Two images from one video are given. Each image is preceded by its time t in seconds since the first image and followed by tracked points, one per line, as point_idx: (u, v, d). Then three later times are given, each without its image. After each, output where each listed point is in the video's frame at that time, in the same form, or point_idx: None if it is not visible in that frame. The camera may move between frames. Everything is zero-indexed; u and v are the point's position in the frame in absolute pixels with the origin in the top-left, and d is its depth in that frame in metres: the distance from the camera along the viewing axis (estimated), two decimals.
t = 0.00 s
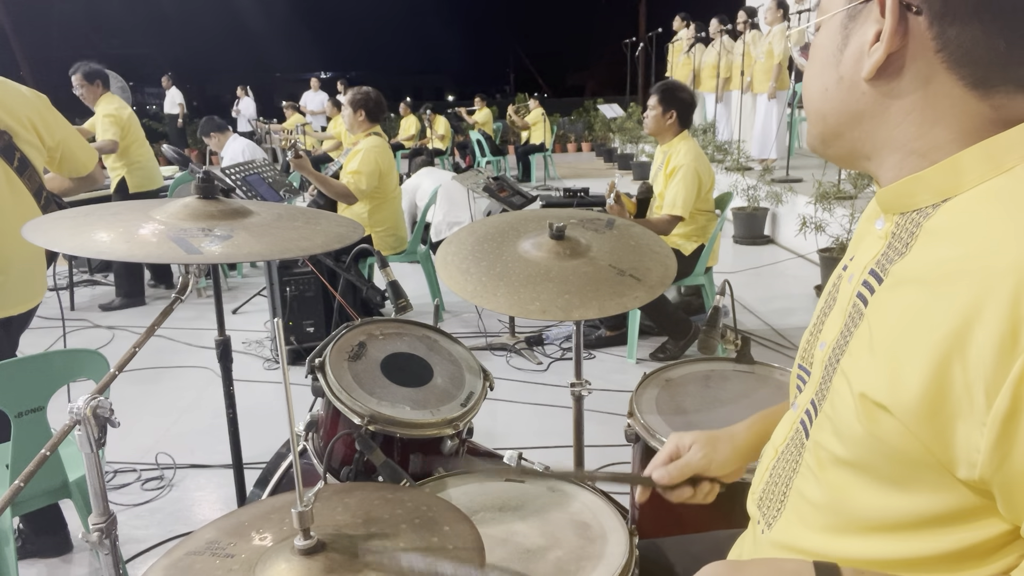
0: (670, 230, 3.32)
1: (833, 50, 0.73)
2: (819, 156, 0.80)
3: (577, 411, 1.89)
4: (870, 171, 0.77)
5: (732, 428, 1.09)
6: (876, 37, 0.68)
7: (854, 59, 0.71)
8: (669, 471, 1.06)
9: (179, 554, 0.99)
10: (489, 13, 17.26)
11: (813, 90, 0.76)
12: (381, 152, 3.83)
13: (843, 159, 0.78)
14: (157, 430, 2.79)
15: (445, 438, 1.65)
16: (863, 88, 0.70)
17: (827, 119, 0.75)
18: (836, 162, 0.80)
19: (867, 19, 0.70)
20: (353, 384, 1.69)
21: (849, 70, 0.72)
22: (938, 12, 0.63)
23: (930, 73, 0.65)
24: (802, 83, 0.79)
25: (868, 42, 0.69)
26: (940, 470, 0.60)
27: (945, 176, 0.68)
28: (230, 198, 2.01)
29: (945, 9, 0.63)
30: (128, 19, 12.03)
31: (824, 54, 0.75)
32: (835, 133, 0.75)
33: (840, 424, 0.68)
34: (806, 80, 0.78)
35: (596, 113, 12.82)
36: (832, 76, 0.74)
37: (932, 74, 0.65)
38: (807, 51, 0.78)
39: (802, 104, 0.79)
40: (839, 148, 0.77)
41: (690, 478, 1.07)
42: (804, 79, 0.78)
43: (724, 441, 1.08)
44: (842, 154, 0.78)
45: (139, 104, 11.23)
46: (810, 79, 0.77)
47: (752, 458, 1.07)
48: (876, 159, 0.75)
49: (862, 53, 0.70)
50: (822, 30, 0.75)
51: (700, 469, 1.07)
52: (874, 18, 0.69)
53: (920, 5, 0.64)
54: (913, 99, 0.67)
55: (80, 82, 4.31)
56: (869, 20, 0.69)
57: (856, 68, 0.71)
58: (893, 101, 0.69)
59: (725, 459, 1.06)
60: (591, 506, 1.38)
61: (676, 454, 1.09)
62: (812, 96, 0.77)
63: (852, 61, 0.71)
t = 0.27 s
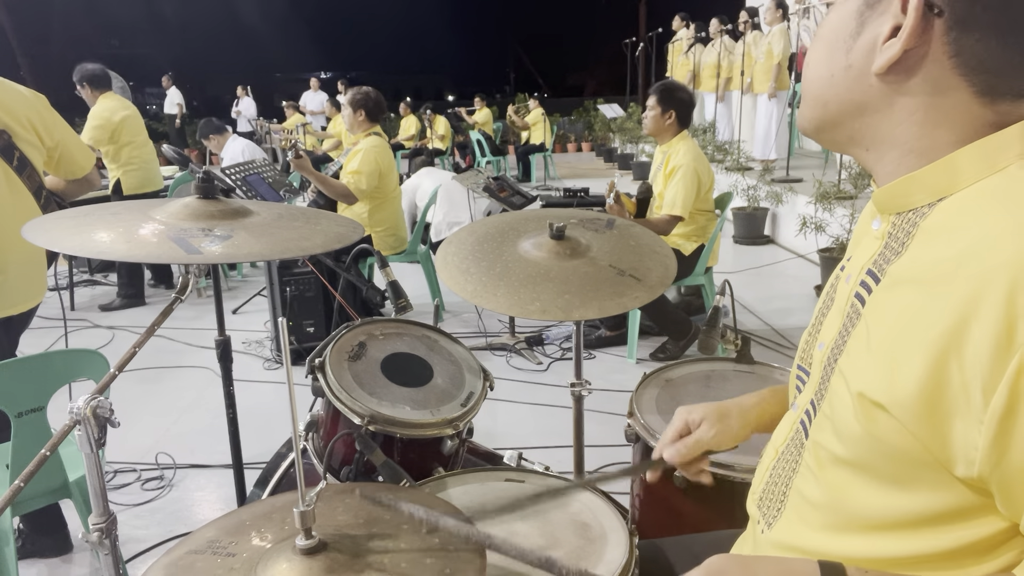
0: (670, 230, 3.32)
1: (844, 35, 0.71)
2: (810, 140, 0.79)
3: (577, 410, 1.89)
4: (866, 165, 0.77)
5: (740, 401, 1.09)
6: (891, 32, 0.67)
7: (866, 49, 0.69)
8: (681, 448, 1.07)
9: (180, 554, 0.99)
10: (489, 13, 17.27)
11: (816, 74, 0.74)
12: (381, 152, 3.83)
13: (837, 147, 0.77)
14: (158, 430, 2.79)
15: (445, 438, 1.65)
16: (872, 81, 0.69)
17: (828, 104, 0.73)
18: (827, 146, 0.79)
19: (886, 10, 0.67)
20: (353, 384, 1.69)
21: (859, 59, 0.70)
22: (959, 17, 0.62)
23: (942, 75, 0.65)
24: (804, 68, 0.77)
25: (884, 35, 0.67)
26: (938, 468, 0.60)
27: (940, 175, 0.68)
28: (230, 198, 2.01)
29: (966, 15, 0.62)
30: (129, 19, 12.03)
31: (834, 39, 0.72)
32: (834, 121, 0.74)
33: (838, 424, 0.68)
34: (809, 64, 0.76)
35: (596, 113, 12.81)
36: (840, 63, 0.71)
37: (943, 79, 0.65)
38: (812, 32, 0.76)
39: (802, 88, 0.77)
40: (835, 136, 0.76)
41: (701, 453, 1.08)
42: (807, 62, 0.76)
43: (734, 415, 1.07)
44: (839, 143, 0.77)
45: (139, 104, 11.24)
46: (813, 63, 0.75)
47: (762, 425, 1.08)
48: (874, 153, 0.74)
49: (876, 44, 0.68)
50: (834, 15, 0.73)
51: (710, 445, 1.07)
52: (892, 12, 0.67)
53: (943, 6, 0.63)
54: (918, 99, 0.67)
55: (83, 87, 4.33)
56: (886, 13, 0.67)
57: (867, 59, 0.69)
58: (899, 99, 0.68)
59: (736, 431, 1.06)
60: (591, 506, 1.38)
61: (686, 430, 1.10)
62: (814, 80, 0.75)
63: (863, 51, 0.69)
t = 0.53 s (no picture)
0: (670, 230, 3.32)
1: (861, 25, 0.70)
2: (810, 130, 0.79)
3: (577, 411, 1.89)
4: (869, 159, 0.76)
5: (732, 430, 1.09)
6: (910, 28, 0.66)
7: (882, 42, 0.68)
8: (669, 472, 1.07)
9: (179, 554, 0.99)
10: (489, 12, 17.26)
11: (826, 61, 0.73)
12: (382, 152, 3.83)
13: (839, 139, 0.77)
14: (157, 430, 2.79)
15: (445, 438, 1.65)
16: (887, 75, 0.68)
17: (836, 93, 0.72)
18: (828, 137, 0.79)
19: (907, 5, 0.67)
20: (353, 384, 1.69)
21: (875, 51, 0.69)
22: (982, 18, 0.62)
23: (957, 75, 0.65)
24: (813, 56, 0.76)
25: (903, 30, 0.67)
26: (940, 466, 0.61)
27: (943, 173, 0.68)
28: (230, 198, 2.01)
29: (989, 18, 0.62)
30: (129, 19, 12.02)
31: (849, 28, 0.71)
32: (842, 112, 0.73)
33: (840, 423, 0.68)
34: (818, 53, 0.75)
35: (596, 113, 12.81)
36: (854, 53, 0.70)
37: (958, 78, 0.65)
38: (823, 20, 0.75)
39: (809, 77, 0.76)
40: (839, 128, 0.75)
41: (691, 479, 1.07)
42: (817, 49, 0.75)
43: (723, 442, 1.07)
44: (843, 133, 0.76)
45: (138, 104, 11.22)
46: (823, 51, 0.74)
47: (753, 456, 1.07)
48: (879, 147, 0.74)
49: (895, 38, 0.67)
50: (849, 4, 0.72)
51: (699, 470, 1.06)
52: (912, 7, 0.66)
53: (966, 6, 0.63)
54: (928, 97, 0.67)
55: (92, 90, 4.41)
56: (905, 8, 0.67)
57: (883, 52, 0.68)
58: (912, 95, 0.68)
59: (725, 460, 1.06)
60: (591, 506, 1.38)
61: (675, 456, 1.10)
62: (823, 69, 0.74)
63: (880, 43, 0.68)
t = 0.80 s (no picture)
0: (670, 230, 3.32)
1: (861, 24, 0.70)
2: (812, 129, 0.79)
3: (578, 410, 1.89)
4: (871, 158, 0.76)
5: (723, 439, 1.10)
6: (908, 26, 0.66)
7: (881, 41, 0.69)
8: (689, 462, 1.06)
9: (179, 554, 0.99)
10: (489, 13, 17.25)
11: (827, 61, 0.73)
12: (381, 152, 3.83)
13: (841, 137, 0.77)
14: (158, 430, 2.78)
15: (445, 438, 1.65)
16: (887, 73, 0.69)
17: (837, 91, 0.73)
18: (829, 135, 0.79)
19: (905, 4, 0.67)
20: (353, 384, 1.69)
21: (875, 50, 0.69)
22: (979, 16, 0.62)
23: (957, 73, 0.65)
24: (814, 56, 0.76)
25: (902, 28, 0.67)
26: (942, 465, 0.61)
27: (948, 172, 0.68)
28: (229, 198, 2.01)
29: (986, 15, 0.62)
30: (129, 19, 12.02)
31: (850, 28, 0.71)
32: (843, 110, 0.73)
33: (842, 422, 0.68)
34: (820, 53, 0.75)
35: (596, 113, 12.81)
36: (854, 52, 0.71)
37: (957, 75, 0.65)
38: (824, 20, 0.75)
39: (810, 76, 0.77)
40: (842, 124, 0.75)
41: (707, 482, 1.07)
42: (818, 49, 0.75)
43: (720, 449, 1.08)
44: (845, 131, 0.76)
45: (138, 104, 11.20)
46: (825, 50, 0.74)
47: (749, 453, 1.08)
48: (882, 144, 0.74)
49: (894, 36, 0.68)
50: (851, 3, 0.72)
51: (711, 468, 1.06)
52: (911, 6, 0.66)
53: (963, 3, 0.63)
54: (932, 94, 0.67)
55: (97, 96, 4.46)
56: (904, 6, 0.67)
57: (882, 51, 0.69)
58: (915, 92, 0.68)
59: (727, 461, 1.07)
60: (591, 506, 1.38)
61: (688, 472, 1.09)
62: (824, 68, 0.74)
63: (879, 42, 0.69)
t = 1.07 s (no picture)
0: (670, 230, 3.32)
1: (866, 21, 0.70)
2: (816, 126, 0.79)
3: (577, 410, 1.89)
4: (874, 156, 0.76)
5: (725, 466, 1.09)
6: (914, 24, 0.66)
7: (887, 38, 0.68)
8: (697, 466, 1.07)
9: (179, 553, 0.99)
10: (489, 13, 17.26)
11: (832, 57, 0.73)
12: (382, 152, 3.83)
13: (844, 135, 0.77)
14: (157, 430, 2.78)
15: (445, 438, 1.65)
16: (891, 71, 0.69)
17: (841, 88, 0.73)
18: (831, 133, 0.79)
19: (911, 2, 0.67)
20: (353, 384, 1.69)
21: (879, 47, 0.69)
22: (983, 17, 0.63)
23: (961, 72, 0.65)
24: (819, 52, 0.76)
25: (907, 26, 0.67)
26: (941, 464, 0.61)
27: (950, 171, 0.68)
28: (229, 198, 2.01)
29: (992, 16, 0.62)
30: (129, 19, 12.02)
31: (855, 25, 0.71)
32: (846, 107, 0.73)
33: (841, 420, 0.68)
34: (826, 50, 0.75)
35: (596, 113, 12.81)
36: (859, 49, 0.70)
37: (959, 75, 0.65)
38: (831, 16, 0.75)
39: (815, 73, 0.77)
40: (845, 122, 0.75)
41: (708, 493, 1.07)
42: (824, 46, 0.75)
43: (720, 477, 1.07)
44: (849, 127, 0.75)
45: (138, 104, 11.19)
46: (831, 46, 0.74)
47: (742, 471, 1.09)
48: (884, 143, 0.74)
49: (898, 34, 0.68)
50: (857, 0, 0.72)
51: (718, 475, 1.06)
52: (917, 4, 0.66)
53: (970, 3, 0.63)
54: (934, 94, 0.67)
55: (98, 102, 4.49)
56: (910, 4, 0.67)
57: (887, 48, 0.69)
58: (917, 91, 0.68)
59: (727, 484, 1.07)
60: (591, 506, 1.38)
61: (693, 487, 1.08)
62: (830, 65, 0.74)
63: (884, 39, 0.69)
